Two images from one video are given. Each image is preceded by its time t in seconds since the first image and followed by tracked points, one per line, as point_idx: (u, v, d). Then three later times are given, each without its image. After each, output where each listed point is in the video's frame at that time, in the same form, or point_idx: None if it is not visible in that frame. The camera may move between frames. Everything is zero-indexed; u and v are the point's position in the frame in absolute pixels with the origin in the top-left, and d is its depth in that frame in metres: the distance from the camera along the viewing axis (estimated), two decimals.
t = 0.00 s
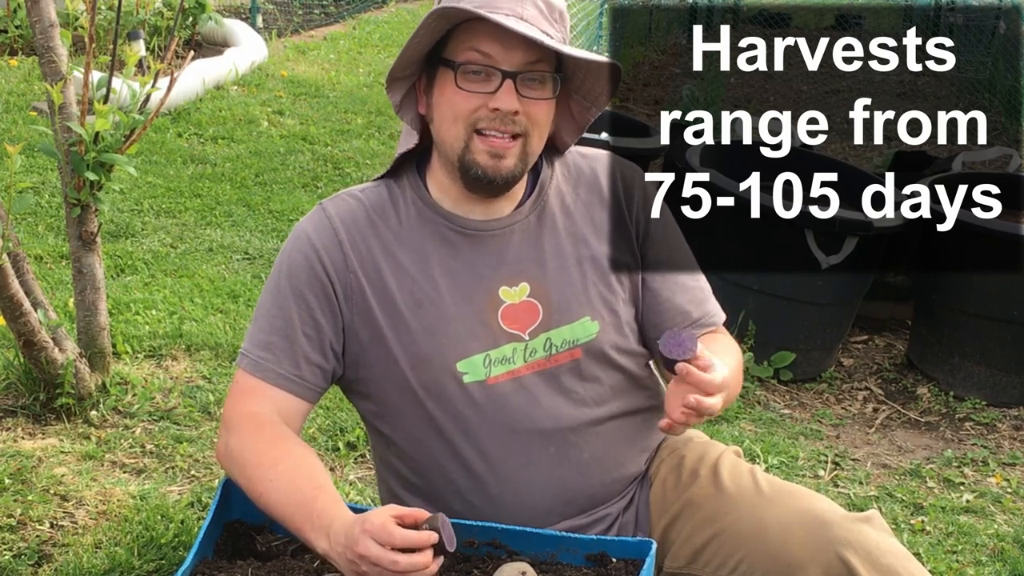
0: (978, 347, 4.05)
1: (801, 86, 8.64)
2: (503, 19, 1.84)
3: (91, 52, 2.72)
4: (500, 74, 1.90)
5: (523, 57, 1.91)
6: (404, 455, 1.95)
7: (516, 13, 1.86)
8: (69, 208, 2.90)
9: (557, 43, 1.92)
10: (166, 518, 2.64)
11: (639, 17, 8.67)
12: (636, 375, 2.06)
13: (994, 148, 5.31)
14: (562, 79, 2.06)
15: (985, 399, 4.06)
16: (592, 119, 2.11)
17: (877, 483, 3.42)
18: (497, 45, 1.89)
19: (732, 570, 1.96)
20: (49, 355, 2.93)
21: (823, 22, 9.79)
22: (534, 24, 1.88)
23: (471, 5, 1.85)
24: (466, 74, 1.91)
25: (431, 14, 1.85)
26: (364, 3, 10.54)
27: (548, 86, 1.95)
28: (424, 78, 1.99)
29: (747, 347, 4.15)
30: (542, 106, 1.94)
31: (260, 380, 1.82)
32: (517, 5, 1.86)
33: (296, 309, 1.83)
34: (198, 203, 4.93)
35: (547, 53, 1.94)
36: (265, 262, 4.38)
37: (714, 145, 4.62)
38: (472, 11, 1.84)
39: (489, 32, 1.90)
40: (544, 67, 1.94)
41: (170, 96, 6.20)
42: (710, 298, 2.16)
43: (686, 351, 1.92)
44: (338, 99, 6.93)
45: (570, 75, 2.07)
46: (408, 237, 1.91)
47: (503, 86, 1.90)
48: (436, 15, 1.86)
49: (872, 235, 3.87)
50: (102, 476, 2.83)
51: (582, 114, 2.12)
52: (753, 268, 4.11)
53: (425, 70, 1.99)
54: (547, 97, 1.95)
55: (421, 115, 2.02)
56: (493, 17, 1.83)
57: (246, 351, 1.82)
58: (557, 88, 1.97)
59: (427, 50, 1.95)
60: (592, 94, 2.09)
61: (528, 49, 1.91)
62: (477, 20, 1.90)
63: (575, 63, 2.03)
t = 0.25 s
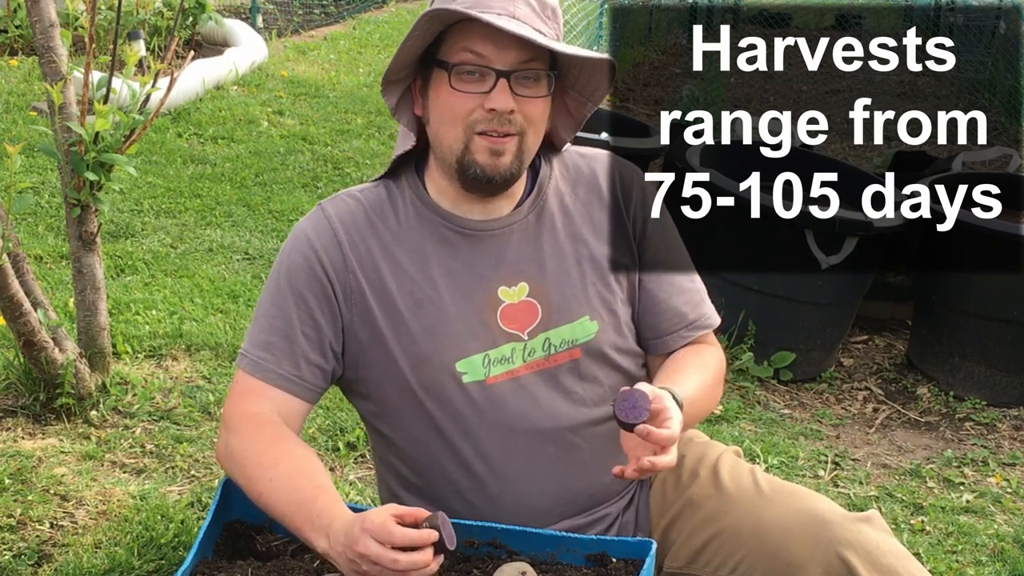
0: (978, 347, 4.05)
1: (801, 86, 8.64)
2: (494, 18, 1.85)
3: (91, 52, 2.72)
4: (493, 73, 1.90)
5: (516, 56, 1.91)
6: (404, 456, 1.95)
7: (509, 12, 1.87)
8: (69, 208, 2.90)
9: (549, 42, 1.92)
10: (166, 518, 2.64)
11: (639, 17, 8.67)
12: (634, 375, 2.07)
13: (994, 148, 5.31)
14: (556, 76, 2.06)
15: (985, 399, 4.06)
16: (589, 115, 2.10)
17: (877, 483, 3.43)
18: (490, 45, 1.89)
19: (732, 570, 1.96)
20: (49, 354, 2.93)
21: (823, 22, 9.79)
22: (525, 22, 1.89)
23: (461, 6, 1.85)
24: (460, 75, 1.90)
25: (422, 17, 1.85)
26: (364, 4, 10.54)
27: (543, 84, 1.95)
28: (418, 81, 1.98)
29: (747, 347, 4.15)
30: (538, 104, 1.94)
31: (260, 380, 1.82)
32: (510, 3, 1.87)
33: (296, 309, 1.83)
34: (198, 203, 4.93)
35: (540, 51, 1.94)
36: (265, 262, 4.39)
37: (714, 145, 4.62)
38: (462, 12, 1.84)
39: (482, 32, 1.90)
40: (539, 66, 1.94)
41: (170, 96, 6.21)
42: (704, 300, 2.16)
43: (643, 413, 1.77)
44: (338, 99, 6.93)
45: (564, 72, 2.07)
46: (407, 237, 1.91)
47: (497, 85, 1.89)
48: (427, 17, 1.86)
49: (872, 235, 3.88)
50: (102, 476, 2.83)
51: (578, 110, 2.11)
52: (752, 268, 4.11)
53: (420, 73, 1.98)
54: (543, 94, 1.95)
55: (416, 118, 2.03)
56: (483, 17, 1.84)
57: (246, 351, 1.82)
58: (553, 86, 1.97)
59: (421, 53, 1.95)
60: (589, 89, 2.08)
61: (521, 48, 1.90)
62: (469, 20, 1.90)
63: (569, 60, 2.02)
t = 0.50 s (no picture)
0: (978, 347, 4.04)
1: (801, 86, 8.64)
2: (450, 18, 1.85)
3: (91, 52, 2.72)
4: (462, 73, 1.89)
5: (483, 52, 1.89)
6: (404, 456, 1.95)
7: (470, 11, 1.87)
8: (69, 208, 2.90)
9: (514, 33, 1.90)
10: (166, 518, 2.64)
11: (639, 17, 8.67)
12: (635, 375, 2.06)
13: (994, 148, 5.31)
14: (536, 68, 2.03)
15: (985, 399, 4.06)
16: (578, 103, 2.08)
17: (877, 483, 3.42)
18: (454, 44, 1.89)
19: (733, 569, 1.96)
20: (49, 355, 2.93)
21: (823, 22, 9.79)
22: (487, 18, 1.88)
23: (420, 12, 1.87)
24: (431, 78, 1.90)
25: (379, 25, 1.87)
26: (364, 4, 10.55)
27: (516, 76, 1.93)
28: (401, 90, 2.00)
29: (747, 347, 4.15)
30: (513, 98, 1.92)
31: (260, 381, 1.82)
32: (471, 2, 1.88)
33: (295, 309, 1.83)
34: (199, 203, 4.93)
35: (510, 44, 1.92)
36: (265, 262, 4.39)
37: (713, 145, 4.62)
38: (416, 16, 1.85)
39: (446, 32, 1.90)
40: (509, 59, 1.92)
41: (170, 96, 6.21)
42: (707, 297, 2.15)
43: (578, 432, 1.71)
44: (338, 99, 6.93)
45: (544, 66, 2.04)
46: (407, 238, 1.91)
47: (466, 84, 1.88)
48: (384, 25, 1.87)
49: (872, 235, 3.88)
50: (102, 476, 2.83)
51: (570, 100, 2.10)
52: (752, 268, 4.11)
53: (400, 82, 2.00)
54: (517, 87, 1.93)
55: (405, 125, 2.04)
56: (441, 18, 1.84)
57: (245, 351, 1.82)
58: (527, 77, 1.94)
59: (396, 62, 1.97)
60: (572, 79, 2.05)
61: (488, 44, 1.89)
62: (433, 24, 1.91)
63: (548, 51, 1.99)
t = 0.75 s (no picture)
0: (978, 347, 4.04)
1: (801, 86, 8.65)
2: (472, 13, 1.84)
3: (91, 52, 2.72)
4: (477, 68, 1.89)
5: (499, 49, 1.90)
6: (404, 456, 1.95)
7: (489, 6, 1.86)
8: (69, 208, 2.90)
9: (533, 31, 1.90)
10: (166, 518, 2.64)
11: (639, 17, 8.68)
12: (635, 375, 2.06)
13: (993, 148, 5.31)
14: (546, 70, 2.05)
15: (985, 399, 4.06)
16: (585, 109, 2.09)
17: (877, 483, 3.42)
18: (472, 40, 1.89)
19: (733, 569, 1.96)
20: (49, 354, 2.93)
21: (823, 22, 9.79)
22: (506, 15, 1.87)
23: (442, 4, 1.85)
24: (446, 72, 1.90)
25: (399, 16, 1.86)
26: (364, 3, 10.55)
27: (531, 75, 1.93)
28: (411, 84, 2.00)
29: (747, 347, 4.15)
30: (527, 96, 1.92)
31: (259, 381, 1.82)
32: None
33: (295, 309, 1.83)
34: (199, 203, 4.93)
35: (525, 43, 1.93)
36: (265, 262, 4.39)
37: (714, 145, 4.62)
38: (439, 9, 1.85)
39: (464, 27, 1.89)
40: (525, 57, 1.93)
41: (170, 96, 6.21)
42: (710, 294, 2.16)
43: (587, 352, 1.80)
44: (338, 99, 6.93)
45: (554, 66, 2.05)
46: (407, 238, 1.91)
47: (482, 80, 1.89)
48: (404, 17, 1.86)
49: (872, 235, 3.88)
50: (102, 476, 2.83)
51: (575, 103, 2.10)
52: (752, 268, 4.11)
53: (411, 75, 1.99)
54: (530, 87, 1.93)
55: (411, 122, 2.04)
56: (462, 13, 1.83)
57: (245, 351, 1.82)
58: (541, 77, 1.95)
59: (409, 54, 1.96)
60: (581, 81, 2.06)
61: (504, 42, 1.90)
62: (451, 18, 1.90)
63: (560, 52, 2.01)
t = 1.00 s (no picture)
0: (979, 347, 4.04)
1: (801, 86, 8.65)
2: (508, 21, 1.85)
3: (91, 52, 2.72)
4: (504, 76, 1.90)
5: (527, 60, 1.91)
6: (404, 456, 1.95)
7: (522, 16, 1.87)
8: (69, 208, 2.90)
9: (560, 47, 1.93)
10: (166, 518, 2.64)
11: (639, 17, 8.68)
12: (634, 376, 2.06)
13: (994, 148, 5.31)
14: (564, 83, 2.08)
15: (985, 399, 4.06)
16: (594, 123, 2.12)
17: (877, 483, 3.42)
18: (501, 47, 1.90)
19: (733, 569, 1.96)
20: (49, 355, 2.93)
21: (823, 22, 9.80)
22: (539, 27, 1.89)
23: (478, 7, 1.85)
24: (470, 76, 1.90)
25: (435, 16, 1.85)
26: (364, 4, 10.55)
27: (552, 88, 1.95)
28: (427, 83, 1.99)
29: (747, 347, 4.15)
30: (547, 108, 1.94)
31: (260, 381, 1.81)
32: (522, 7, 1.88)
33: (297, 309, 1.83)
34: (198, 203, 4.93)
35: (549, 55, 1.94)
36: (265, 262, 4.39)
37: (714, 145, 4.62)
38: (477, 12, 1.85)
39: (494, 34, 1.90)
40: (548, 70, 1.95)
41: (170, 96, 6.21)
42: (706, 300, 2.16)
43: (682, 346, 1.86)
44: (338, 99, 6.93)
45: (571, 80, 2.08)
46: (408, 239, 1.91)
47: (507, 88, 1.90)
48: (441, 17, 1.86)
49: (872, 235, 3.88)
50: (102, 476, 2.83)
51: (584, 119, 2.13)
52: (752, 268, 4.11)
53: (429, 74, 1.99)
54: (550, 100, 1.95)
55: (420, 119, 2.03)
56: (499, 19, 1.84)
57: (246, 351, 1.82)
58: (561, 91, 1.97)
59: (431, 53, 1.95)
60: (594, 99, 2.09)
61: (532, 53, 1.91)
62: (481, 22, 1.91)
63: (580, 68, 2.04)
